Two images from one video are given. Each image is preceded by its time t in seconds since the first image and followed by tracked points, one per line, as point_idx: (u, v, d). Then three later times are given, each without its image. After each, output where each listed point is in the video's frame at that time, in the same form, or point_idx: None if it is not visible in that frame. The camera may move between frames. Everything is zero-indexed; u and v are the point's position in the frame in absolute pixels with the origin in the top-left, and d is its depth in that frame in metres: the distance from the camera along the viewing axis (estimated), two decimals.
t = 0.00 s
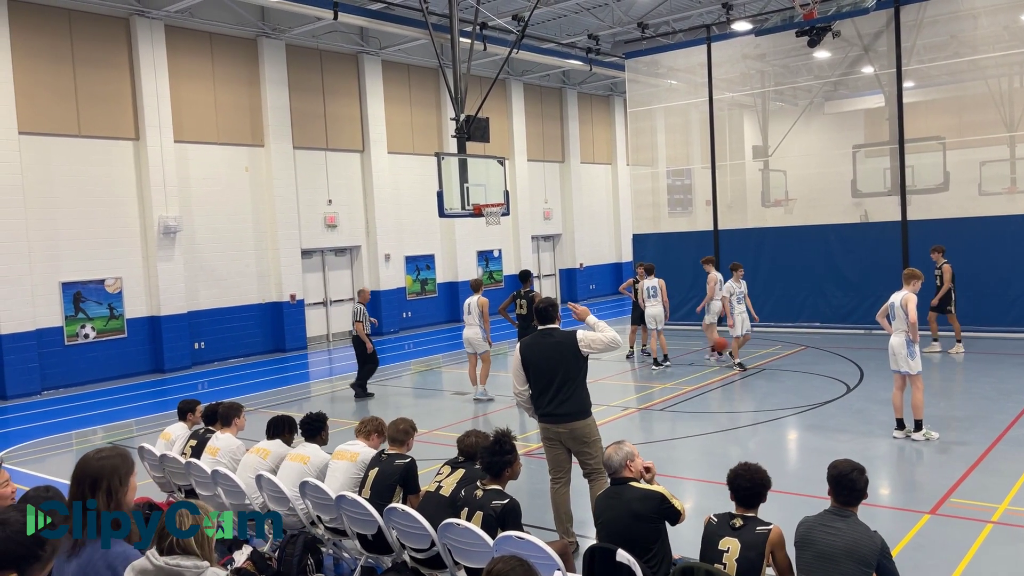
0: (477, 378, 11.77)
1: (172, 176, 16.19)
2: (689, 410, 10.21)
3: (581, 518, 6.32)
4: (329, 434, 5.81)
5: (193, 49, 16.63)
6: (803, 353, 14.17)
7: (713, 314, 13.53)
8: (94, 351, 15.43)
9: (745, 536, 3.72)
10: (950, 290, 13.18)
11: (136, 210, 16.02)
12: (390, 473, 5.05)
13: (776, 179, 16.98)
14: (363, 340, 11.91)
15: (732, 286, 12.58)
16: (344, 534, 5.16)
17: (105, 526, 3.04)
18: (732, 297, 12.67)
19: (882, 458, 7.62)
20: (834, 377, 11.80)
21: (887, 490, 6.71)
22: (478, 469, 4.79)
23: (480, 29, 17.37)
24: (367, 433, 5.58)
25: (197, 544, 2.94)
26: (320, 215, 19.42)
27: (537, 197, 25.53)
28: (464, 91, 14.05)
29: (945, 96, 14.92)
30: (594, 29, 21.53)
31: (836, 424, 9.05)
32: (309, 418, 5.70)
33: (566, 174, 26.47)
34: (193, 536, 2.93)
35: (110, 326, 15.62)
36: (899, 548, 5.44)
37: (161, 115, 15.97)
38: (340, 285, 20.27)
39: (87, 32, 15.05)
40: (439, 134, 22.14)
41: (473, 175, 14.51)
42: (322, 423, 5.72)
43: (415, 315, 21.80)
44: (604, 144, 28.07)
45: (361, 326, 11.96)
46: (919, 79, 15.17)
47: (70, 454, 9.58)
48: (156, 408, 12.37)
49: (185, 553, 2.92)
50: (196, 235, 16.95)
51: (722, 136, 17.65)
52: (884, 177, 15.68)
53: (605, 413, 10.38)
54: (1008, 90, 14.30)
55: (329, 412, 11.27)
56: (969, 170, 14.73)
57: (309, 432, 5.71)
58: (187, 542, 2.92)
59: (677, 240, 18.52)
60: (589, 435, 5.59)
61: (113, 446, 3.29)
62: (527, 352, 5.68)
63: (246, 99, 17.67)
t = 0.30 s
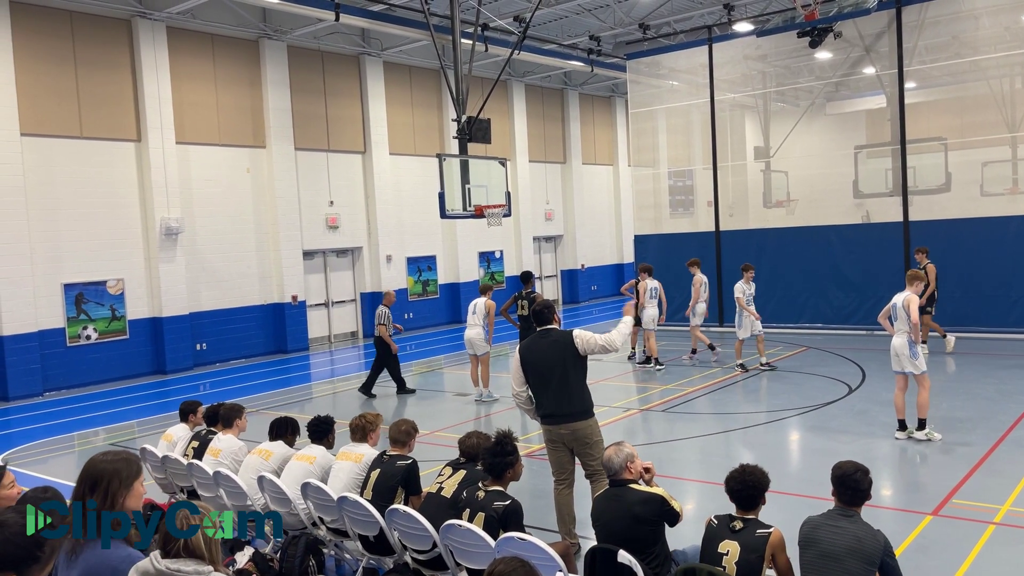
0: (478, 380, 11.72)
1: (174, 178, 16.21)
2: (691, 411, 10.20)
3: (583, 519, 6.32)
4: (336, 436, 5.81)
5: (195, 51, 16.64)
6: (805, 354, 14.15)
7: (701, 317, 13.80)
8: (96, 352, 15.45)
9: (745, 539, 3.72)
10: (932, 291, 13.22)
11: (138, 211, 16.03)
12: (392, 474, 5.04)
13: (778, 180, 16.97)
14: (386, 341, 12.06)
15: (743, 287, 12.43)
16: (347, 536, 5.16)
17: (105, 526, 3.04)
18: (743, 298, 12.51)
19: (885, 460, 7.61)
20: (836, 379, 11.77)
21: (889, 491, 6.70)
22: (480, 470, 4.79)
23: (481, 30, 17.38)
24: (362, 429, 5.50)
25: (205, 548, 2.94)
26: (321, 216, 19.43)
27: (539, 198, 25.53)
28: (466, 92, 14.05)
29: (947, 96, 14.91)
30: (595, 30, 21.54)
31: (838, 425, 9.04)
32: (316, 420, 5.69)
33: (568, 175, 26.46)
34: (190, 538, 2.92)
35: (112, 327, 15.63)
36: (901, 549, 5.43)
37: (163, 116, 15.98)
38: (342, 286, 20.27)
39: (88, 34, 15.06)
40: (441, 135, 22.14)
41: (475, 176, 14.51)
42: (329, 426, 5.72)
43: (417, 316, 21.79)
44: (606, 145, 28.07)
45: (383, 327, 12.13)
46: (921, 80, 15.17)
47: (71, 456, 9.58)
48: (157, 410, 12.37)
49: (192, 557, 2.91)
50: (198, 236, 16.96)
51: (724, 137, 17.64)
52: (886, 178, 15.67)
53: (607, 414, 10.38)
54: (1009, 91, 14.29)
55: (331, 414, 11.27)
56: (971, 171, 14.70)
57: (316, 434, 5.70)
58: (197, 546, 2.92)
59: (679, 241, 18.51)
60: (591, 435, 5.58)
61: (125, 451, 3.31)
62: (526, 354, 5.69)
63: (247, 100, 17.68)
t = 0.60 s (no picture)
0: (478, 380, 11.70)
1: (175, 179, 16.22)
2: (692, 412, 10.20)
3: (584, 519, 6.33)
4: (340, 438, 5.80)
5: (195, 51, 16.64)
6: (805, 354, 14.14)
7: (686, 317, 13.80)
8: (96, 352, 15.44)
9: (744, 542, 3.71)
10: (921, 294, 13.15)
11: (138, 212, 16.03)
12: (393, 474, 5.04)
13: (778, 180, 16.98)
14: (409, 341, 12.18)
15: (757, 287, 12.24)
16: (347, 536, 5.15)
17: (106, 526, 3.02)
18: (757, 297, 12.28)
19: (885, 460, 7.61)
20: (837, 379, 11.76)
21: (890, 491, 6.70)
22: (480, 471, 4.78)
23: (482, 31, 17.39)
24: (362, 431, 5.46)
25: (215, 551, 2.99)
26: (321, 217, 19.42)
27: (539, 198, 25.53)
28: (467, 92, 14.05)
29: (947, 97, 14.91)
30: (596, 30, 21.54)
31: (839, 426, 9.03)
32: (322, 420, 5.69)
33: (569, 175, 26.46)
34: (197, 537, 2.97)
35: (113, 327, 15.64)
36: (902, 549, 5.42)
37: (164, 116, 15.99)
38: (342, 286, 20.27)
39: (88, 34, 15.06)
40: (442, 136, 22.14)
41: (476, 177, 14.50)
42: (334, 429, 5.70)
43: (417, 317, 21.76)
44: (606, 145, 28.07)
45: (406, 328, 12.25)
46: (921, 80, 15.17)
47: (72, 456, 9.58)
48: (158, 410, 12.37)
49: (202, 560, 2.96)
50: (199, 236, 16.97)
51: (724, 137, 17.63)
52: (886, 179, 15.67)
53: (607, 415, 10.37)
54: (1010, 92, 14.29)
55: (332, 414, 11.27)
56: (972, 172, 14.70)
57: (323, 435, 5.68)
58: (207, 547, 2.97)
59: (679, 241, 18.50)
60: (590, 436, 5.57)
61: (125, 449, 3.30)
62: (526, 354, 5.70)
63: (248, 101, 17.68)
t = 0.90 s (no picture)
0: (478, 380, 11.69)
1: (175, 179, 16.23)
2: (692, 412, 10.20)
3: (584, 519, 6.34)
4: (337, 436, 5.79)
5: (195, 51, 16.64)
6: (805, 354, 14.14)
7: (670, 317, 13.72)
8: (96, 352, 15.44)
9: (743, 543, 3.71)
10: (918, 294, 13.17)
11: (138, 212, 16.03)
12: (393, 474, 5.04)
13: (778, 181, 16.98)
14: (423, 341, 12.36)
15: (767, 287, 12.05)
16: (348, 535, 5.15)
17: (105, 526, 3.06)
18: (766, 298, 12.08)
19: (885, 460, 7.62)
20: (837, 379, 11.77)
21: (889, 491, 6.71)
22: (480, 471, 4.78)
23: (482, 31, 17.40)
24: (370, 431, 5.43)
25: (222, 551, 2.95)
26: (321, 217, 19.42)
27: (539, 198, 25.53)
28: (467, 92, 14.05)
29: (948, 97, 14.92)
30: (596, 30, 21.54)
31: (839, 426, 9.03)
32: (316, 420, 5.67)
33: (569, 175, 26.47)
34: (202, 537, 2.95)
35: (113, 327, 15.64)
36: (902, 550, 5.43)
37: (164, 117, 15.99)
38: (342, 286, 20.29)
39: (89, 33, 15.07)
40: (442, 136, 22.15)
41: (476, 177, 14.50)
42: (329, 427, 5.68)
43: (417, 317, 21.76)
44: (606, 145, 28.07)
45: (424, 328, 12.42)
46: (921, 81, 15.18)
47: (73, 456, 9.60)
48: (159, 410, 12.38)
49: (208, 562, 2.93)
50: (199, 236, 16.97)
51: (724, 137, 17.63)
52: (886, 179, 15.68)
53: (608, 415, 10.38)
54: (1010, 92, 14.29)
55: (333, 414, 11.28)
56: (972, 172, 14.70)
57: (318, 435, 5.67)
58: (213, 548, 2.94)
59: (679, 241, 18.50)
60: (588, 438, 5.56)
61: (105, 450, 3.38)
62: (527, 354, 5.70)
63: (248, 101, 17.68)
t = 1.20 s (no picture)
0: (479, 380, 11.69)
1: (175, 178, 16.23)
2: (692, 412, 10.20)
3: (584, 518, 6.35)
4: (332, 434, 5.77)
5: (194, 50, 16.63)
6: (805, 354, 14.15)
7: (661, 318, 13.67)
8: (96, 352, 15.43)
9: (739, 545, 3.71)
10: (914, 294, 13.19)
11: (139, 211, 16.03)
12: (393, 474, 5.04)
13: (778, 181, 16.98)
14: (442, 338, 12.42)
15: (774, 288, 11.92)
16: (348, 535, 5.15)
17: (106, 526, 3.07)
18: (774, 300, 11.93)
19: (885, 460, 7.62)
20: (837, 379, 11.77)
21: (889, 491, 6.70)
22: (480, 470, 4.78)
23: (482, 31, 17.41)
24: (371, 431, 5.42)
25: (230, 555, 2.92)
26: (321, 216, 19.41)
27: (539, 198, 25.53)
28: (467, 92, 14.04)
29: (947, 97, 14.92)
30: (596, 30, 21.53)
31: (839, 426, 9.03)
32: (305, 420, 5.59)
33: (569, 175, 26.47)
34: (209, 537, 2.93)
35: (112, 327, 15.63)
36: (902, 550, 5.43)
37: (164, 117, 15.99)
38: (342, 286, 20.29)
39: (89, 32, 15.07)
40: (442, 135, 22.14)
41: (476, 176, 14.50)
42: (317, 422, 5.60)
43: (418, 317, 21.76)
44: (607, 145, 28.06)
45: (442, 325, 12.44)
46: (921, 81, 15.19)
47: (73, 455, 9.61)
48: (158, 409, 12.40)
49: (217, 563, 2.89)
50: (199, 236, 16.97)
51: (724, 137, 17.62)
52: (886, 179, 15.68)
53: (608, 414, 10.38)
54: (1010, 92, 14.29)
55: (334, 414, 11.27)
56: (972, 172, 14.70)
57: (306, 435, 5.60)
58: (221, 549, 2.91)
59: (679, 241, 18.50)
60: (588, 439, 5.55)
61: (97, 449, 3.38)
62: (527, 354, 5.71)
63: (248, 101, 17.68)
